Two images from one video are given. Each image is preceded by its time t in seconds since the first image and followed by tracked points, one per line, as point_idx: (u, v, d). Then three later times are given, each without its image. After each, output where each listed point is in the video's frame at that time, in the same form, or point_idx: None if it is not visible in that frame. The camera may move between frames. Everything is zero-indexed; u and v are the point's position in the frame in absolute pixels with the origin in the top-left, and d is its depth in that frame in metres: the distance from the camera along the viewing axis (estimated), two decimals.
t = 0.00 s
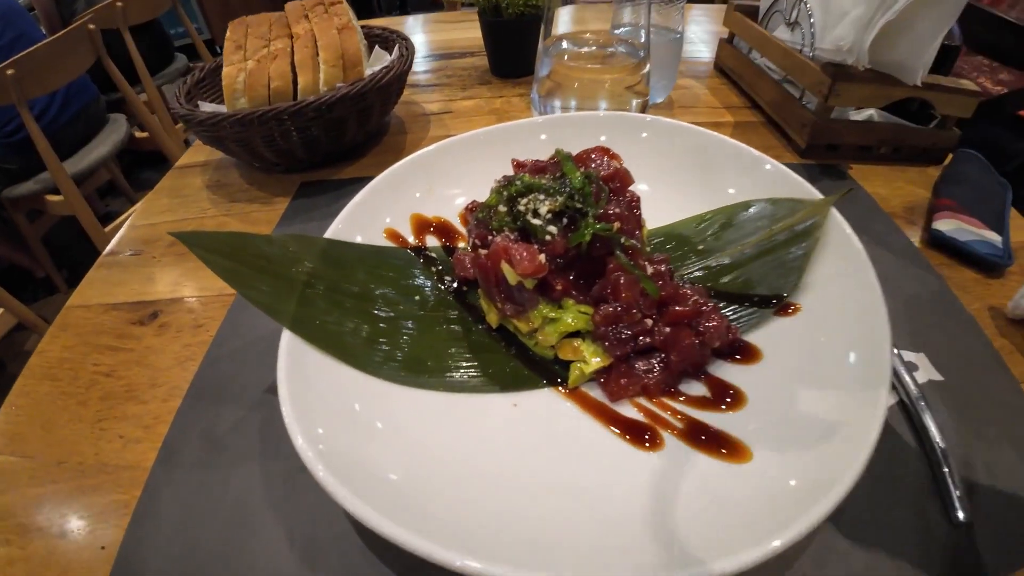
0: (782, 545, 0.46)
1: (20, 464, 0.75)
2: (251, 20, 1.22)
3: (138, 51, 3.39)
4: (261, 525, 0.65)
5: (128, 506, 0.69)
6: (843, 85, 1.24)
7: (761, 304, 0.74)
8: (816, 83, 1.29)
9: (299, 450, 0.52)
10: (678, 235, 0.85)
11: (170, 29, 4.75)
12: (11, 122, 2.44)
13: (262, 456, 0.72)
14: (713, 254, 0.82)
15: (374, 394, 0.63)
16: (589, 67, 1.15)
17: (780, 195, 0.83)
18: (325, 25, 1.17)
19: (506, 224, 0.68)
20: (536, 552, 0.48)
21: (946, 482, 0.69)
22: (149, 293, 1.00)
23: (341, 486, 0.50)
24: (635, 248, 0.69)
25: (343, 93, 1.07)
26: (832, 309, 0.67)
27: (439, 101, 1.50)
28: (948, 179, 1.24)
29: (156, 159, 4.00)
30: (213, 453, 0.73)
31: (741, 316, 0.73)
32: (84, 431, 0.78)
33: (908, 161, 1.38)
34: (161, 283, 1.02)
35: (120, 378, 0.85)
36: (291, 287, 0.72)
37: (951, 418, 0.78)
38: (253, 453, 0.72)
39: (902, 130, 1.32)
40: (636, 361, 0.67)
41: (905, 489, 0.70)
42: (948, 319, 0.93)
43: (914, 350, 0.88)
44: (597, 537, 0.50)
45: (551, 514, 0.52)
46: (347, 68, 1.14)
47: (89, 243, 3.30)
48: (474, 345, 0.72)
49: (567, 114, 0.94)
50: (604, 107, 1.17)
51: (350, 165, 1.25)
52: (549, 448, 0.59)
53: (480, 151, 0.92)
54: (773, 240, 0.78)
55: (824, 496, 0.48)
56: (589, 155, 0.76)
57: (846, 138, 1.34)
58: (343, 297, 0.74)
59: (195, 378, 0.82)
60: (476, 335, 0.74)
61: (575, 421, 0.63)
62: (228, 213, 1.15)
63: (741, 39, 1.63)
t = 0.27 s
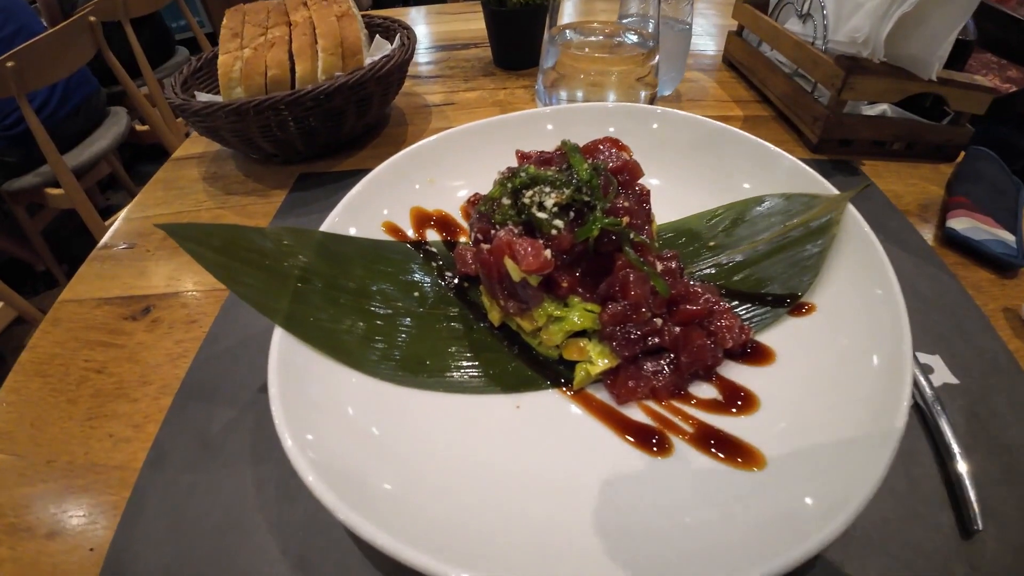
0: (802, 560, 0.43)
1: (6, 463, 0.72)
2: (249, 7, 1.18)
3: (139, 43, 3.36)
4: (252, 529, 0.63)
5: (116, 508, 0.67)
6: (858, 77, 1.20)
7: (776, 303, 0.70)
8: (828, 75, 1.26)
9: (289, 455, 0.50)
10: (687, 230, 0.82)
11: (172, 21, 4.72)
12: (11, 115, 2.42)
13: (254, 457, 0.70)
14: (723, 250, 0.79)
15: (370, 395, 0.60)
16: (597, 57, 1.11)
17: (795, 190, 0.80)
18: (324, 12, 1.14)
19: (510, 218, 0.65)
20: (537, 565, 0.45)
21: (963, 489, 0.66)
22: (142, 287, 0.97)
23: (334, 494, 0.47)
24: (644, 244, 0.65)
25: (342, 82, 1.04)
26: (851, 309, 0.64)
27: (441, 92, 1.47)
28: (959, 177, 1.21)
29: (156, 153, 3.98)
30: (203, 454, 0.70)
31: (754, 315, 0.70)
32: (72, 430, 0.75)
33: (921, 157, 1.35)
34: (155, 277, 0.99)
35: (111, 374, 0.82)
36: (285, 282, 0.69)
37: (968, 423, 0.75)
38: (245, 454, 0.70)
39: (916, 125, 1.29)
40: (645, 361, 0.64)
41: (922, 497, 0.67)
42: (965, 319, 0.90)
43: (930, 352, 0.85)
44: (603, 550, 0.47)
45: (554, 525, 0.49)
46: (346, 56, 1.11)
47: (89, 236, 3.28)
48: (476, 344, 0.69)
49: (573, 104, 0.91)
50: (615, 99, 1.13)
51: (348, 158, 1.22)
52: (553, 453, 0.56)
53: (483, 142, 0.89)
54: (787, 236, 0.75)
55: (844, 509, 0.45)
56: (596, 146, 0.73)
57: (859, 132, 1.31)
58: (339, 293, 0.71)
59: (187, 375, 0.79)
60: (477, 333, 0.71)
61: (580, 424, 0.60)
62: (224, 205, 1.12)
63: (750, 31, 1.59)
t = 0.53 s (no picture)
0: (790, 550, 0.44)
1: (11, 452, 0.74)
2: (250, 3, 1.19)
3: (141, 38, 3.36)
4: (252, 518, 0.64)
5: (120, 497, 0.68)
6: (857, 77, 1.21)
7: (770, 300, 0.71)
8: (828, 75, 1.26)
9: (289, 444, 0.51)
10: (683, 227, 0.83)
11: (174, 16, 4.72)
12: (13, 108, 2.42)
13: (255, 448, 0.71)
14: (720, 247, 0.79)
15: (369, 387, 0.61)
16: (595, 55, 1.11)
17: (792, 189, 0.80)
18: (326, 9, 1.14)
19: (508, 214, 0.66)
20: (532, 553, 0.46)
21: (953, 485, 0.67)
22: (145, 281, 0.98)
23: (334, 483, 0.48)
24: (640, 241, 0.66)
25: (343, 78, 1.04)
26: (845, 306, 0.65)
27: (442, 88, 1.47)
28: (960, 176, 1.21)
29: (159, 147, 3.99)
30: (205, 445, 0.71)
31: (750, 311, 0.71)
32: (76, 420, 0.76)
33: (920, 157, 1.35)
34: (157, 271, 1.00)
35: (114, 366, 0.83)
36: (286, 276, 0.70)
37: (961, 421, 0.76)
38: (246, 445, 0.71)
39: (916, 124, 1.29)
40: (639, 357, 0.65)
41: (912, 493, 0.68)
42: (960, 317, 0.90)
43: (924, 350, 0.86)
44: (597, 540, 0.48)
45: (549, 516, 0.50)
46: (348, 53, 1.12)
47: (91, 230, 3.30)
48: (473, 339, 0.70)
49: (572, 101, 0.92)
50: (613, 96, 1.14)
51: (349, 154, 1.23)
52: (549, 445, 0.57)
53: (483, 139, 0.89)
54: (783, 234, 0.75)
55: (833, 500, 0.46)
56: (594, 143, 0.74)
57: (858, 131, 1.31)
58: (338, 287, 0.72)
59: (189, 368, 0.81)
60: (475, 327, 0.72)
61: (575, 417, 0.61)
62: (226, 200, 1.13)
63: (751, 29, 1.59)
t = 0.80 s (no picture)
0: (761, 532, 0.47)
1: (25, 444, 0.77)
2: (254, 9, 1.22)
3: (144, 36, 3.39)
4: (256, 506, 0.67)
5: (130, 486, 0.71)
6: (846, 82, 1.23)
7: (750, 303, 0.74)
8: (818, 80, 1.29)
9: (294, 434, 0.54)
10: (669, 232, 0.86)
11: (175, 11, 4.75)
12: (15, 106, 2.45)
13: (259, 440, 0.75)
14: (704, 251, 0.83)
15: (366, 382, 0.64)
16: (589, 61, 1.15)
17: (775, 194, 0.83)
18: (327, 15, 1.17)
19: (499, 220, 0.69)
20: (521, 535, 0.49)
21: (923, 481, 0.71)
22: (153, 279, 1.02)
23: (334, 470, 0.51)
24: (626, 246, 0.69)
25: (343, 84, 1.08)
26: (820, 308, 0.68)
27: (441, 92, 1.50)
28: (950, 179, 1.23)
29: (161, 144, 4.02)
30: (211, 436, 0.75)
31: (731, 313, 0.74)
32: (88, 414, 0.80)
33: (909, 162, 1.37)
34: (164, 270, 1.03)
35: (123, 362, 0.87)
36: (288, 277, 0.73)
37: (935, 420, 0.79)
38: (249, 437, 0.75)
39: (905, 129, 1.31)
40: (623, 355, 0.69)
41: (884, 487, 0.71)
42: (939, 320, 0.94)
43: (902, 352, 0.89)
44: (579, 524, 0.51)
45: (535, 502, 0.53)
46: (348, 59, 1.15)
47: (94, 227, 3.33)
48: (466, 336, 0.73)
49: (564, 108, 0.95)
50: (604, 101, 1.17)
51: (350, 156, 1.27)
52: (537, 437, 0.61)
53: (477, 145, 0.93)
54: (764, 239, 0.78)
55: (800, 486, 0.49)
56: (584, 151, 0.77)
57: (848, 136, 1.33)
58: (338, 287, 0.75)
59: (195, 364, 0.84)
60: (468, 326, 0.75)
61: (562, 412, 0.65)
62: (230, 201, 1.16)
63: (746, 34, 1.62)
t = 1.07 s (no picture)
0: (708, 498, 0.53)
1: (48, 430, 0.84)
2: (259, 24, 1.30)
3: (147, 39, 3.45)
4: (263, 486, 0.74)
5: (146, 469, 0.78)
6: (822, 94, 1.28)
7: (715, 302, 0.82)
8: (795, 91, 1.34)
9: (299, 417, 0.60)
10: (645, 238, 0.93)
11: (178, 13, 4.82)
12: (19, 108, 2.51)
13: (265, 427, 0.81)
14: (676, 255, 0.90)
15: (364, 373, 0.71)
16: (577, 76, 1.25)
17: (745, 201, 0.89)
18: (328, 30, 1.24)
19: (484, 227, 0.76)
20: (503, 505, 0.55)
21: (876, 465, 0.76)
22: (164, 279, 1.08)
23: (333, 447, 0.58)
24: (600, 249, 0.77)
25: (344, 96, 1.15)
26: (776, 307, 0.75)
27: (438, 100, 1.57)
28: (923, 185, 1.26)
29: (164, 145, 4.09)
30: (221, 424, 0.82)
31: (696, 311, 0.81)
32: (106, 403, 0.87)
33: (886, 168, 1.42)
34: (174, 271, 1.10)
35: (138, 356, 0.94)
36: (292, 277, 0.80)
37: (891, 411, 0.85)
38: (257, 425, 0.81)
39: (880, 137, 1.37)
40: (596, 349, 0.75)
41: (839, 469, 0.77)
42: (901, 319, 1.00)
43: (863, 350, 0.95)
44: (553, 495, 0.58)
45: (515, 477, 0.60)
46: (348, 72, 1.22)
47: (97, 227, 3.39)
48: (455, 333, 0.80)
49: (549, 121, 1.02)
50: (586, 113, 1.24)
51: (351, 162, 1.33)
52: (518, 423, 0.68)
53: (465, 156, 0.99)
54: (729, 244, 0.85)
55: (746, 460, 0.56)
56: (564, 163, 0.84)
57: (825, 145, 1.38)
58: (338, 287, 0.82)
59: (207, 357, 0.91)
60: (457, 323, 0.82)
61: (540, 400, 0.71)
62: (236, 206, 1.23)
63: (730, 44, 1.66)
